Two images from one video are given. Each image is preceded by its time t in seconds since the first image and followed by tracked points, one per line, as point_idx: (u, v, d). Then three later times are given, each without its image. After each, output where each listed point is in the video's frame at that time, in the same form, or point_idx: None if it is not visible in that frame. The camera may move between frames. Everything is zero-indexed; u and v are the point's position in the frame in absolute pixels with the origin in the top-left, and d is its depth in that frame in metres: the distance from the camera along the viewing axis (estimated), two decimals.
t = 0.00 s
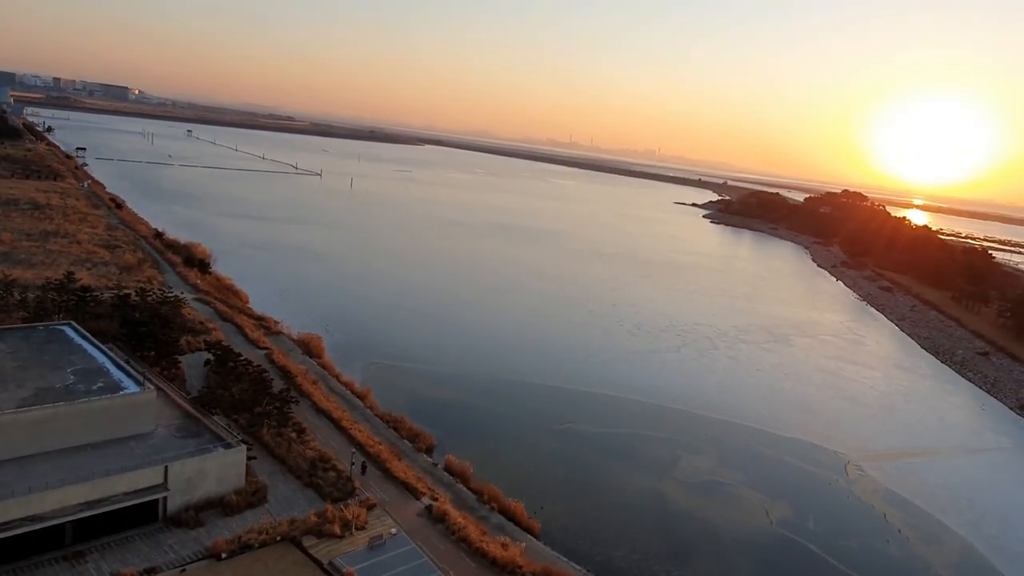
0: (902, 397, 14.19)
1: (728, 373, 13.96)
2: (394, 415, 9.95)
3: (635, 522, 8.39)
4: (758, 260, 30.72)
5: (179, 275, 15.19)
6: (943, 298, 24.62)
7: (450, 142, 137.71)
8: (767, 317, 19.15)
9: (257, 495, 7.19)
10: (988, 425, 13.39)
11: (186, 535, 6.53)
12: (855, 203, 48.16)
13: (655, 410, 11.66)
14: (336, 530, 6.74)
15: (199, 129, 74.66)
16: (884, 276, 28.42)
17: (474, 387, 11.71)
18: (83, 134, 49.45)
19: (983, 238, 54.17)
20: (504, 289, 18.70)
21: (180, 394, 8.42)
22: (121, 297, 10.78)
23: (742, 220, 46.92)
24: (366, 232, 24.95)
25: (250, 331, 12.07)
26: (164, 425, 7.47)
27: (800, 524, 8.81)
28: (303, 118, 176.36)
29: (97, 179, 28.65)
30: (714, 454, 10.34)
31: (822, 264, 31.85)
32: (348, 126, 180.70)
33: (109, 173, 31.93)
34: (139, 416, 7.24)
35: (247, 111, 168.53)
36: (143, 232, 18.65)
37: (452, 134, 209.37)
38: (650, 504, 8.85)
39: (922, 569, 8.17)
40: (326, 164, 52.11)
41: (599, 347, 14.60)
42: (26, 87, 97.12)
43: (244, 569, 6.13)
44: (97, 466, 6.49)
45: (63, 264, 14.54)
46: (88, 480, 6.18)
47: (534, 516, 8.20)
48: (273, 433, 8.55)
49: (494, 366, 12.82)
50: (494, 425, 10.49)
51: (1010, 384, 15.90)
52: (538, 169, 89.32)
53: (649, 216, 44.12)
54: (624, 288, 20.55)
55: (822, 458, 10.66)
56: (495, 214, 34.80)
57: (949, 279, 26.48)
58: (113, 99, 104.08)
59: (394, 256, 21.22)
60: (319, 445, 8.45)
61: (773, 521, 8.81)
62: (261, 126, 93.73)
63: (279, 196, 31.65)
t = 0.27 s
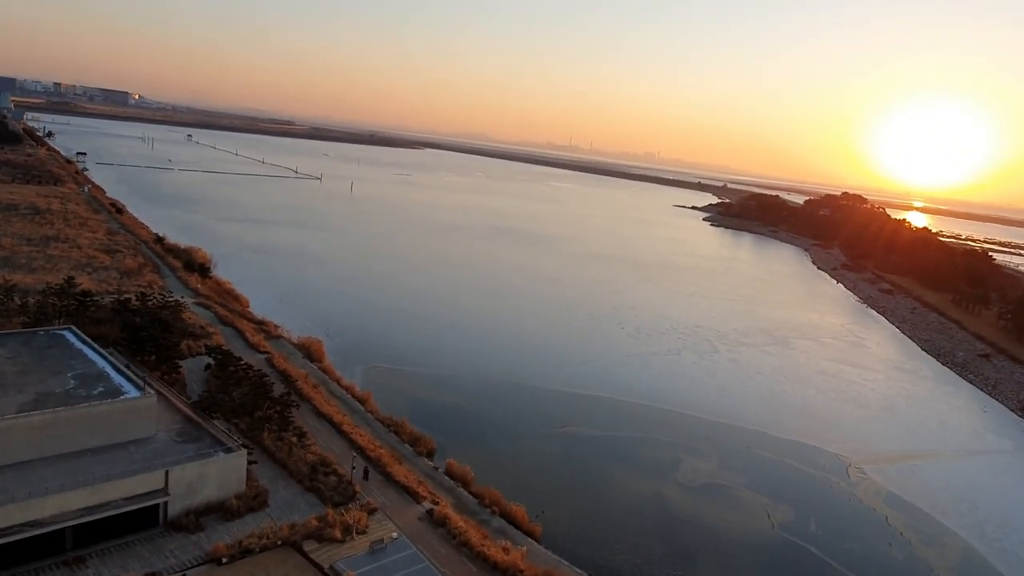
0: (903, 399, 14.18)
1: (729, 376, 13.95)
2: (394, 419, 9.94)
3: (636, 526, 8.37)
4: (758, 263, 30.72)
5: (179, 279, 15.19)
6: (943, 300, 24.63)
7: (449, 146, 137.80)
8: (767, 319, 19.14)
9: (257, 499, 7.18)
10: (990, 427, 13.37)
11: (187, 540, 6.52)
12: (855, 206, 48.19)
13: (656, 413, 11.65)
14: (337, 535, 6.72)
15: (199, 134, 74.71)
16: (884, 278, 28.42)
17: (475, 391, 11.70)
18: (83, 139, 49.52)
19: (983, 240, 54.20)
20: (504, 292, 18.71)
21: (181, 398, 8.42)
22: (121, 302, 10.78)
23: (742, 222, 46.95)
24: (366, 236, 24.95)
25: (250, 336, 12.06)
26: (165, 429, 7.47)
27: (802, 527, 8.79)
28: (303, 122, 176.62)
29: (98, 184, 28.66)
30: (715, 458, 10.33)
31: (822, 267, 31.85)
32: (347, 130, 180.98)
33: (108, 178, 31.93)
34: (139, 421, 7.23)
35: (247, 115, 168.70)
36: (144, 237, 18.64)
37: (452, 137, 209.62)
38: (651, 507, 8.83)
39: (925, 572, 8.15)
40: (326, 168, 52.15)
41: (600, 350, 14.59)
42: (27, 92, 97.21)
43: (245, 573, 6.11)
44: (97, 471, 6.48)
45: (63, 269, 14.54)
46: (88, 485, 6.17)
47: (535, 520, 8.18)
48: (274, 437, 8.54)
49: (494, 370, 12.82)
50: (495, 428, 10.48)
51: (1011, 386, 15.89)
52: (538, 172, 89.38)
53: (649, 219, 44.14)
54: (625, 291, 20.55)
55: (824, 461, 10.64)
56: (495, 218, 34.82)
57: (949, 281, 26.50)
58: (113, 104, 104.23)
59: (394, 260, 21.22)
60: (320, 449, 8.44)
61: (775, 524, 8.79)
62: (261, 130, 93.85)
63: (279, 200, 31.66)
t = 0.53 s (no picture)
0: (903, 400, 14.18)
1: (728, 377, 13.95)
2: (394, 421, 9.93)
3: (637, 528, 8.35)
4: (758, 264, 30.72)
5: (179, 281, 15.18)
6: (943, 301, 24.64)
7: (449, 148, 137.88)
8: (767, 320, 19.14)
9: (257, 502, 7.17)
10: (990, 428, 13.37)
11: (187, 543, 6.50)
12: (855, 207, 48.22)
13: (655, 414, 11.65)
14: (337, 537, 6.71)
15: (198, 136, 74.73)
16: (884, 279, 28.43)
17: (474, 392, 11.70)
18: (83, 141, 49.55)
19: (982, 241, 54.22)
20: (504, 294, 18.72)
21: (180, 400, 8.41)
22: (122, 304, 10.79)
23: (741, 223, 46.97)
24: (365, 238, 24.94)
25: (250, 338, 12.06)
26: (165, 432, 7.47)
27: (802, 528, 8.79)
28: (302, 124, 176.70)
29: (97, 187, 28.64)
30: (715, 459, 10.32)
31: (822, 268, 31.86)
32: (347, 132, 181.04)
33: (108, 180, 31.91)
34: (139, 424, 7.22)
35: (246, 118, 168.76)
36: (143, 239, 18.64)
37: (451, 139, 209.74)
38: (651, 508, 8.83)
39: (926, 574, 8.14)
40: (326, 170, 52.15)
41: (599, 351, 14.59)
42: (26, 94, 97.19)
43: None
44: (97, 473, 6.48)
45: (63, 271, 14.54)
46: (88, 487, 6.17)
47: (535, 521, 8.18)
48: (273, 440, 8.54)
49: (494, 371, 12.82)
50: (495, 430, 10.47)
51: (1011, 387, 15.88)
52: (537, 173, 89.43)
53: (648, 220, 44.15)
54: (624, 292, 20.55)
55: (824, 462, 10.63)
56: (494, 219, 34.82)
57: (948, 281, 26.51)
58: (112, 106, 104.21)
59: (394, 262, 21.23)
60: (320, 451, 8.43)
61: (776, 525, 8.78)
62: (260, 132, 93.88)
63: (279, 202, 31.67)
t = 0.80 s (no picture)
0: (903, 399, 14.16)
1: (729, 377, 13.95)
2: (394, 422, 9.92)
3: (637, 528, 8.35)
4: (757, 263, 30.71)
5: (178, 284, 15.18)
6: (943, 299, 24.63)
7: (448, 149, 137.94)
8: (767, 320, 19.13)
9: (258, 504, 7.17)
10: (991, 426, 13.36)
11: (187, 545, 6.49)
12: (854, 205, 48.25)
13: (655, 413, 11.65)
14: (338, 538, 6.71)
15: (197, 138, 74.69)
16: (883, 277, 28.43)
17: (474, 393, 11.71)
18: (82, 144, 49.52)
19: (982, 239, 54.24)
20: (503, 294, 18.71)
21: (181, 403, 8.41)
22: (121, 306, 10.79)
23: (740, 222, 46.98)
24: (364, 239, 24.93)
25: (249, 339, 12.05)
26: (165, 434, 7.46)
27: (803, 528, 8.77)
28: (301, 126, 176.66)
29: (96, 189, 28.61)
30: (715, 458, 10.32)
31: (821, 266, 31.86)
32: (345, 133, 181.00)
33: (106, 183, 31.89)
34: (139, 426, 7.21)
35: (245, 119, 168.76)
36: (143, 241, 18.62)
37: (450, 140, 209.68)
38: (651, 508, 8.82)
39: (927, 572, 8.13)
40: (324, 171, 52.13)
41: (599, 351, 14.58)
42: (24, 97, 97.16)
43: None
44: (97, 476, 6.47)
45: (62, 274, 14.53)
46: (88, 490, 6.16)
47: (535, 522, 8.17)
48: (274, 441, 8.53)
49: (494, 372, 12.81)
50: (495, 431, 10.47)
51: (1011, 385, 15.87)
52: (536, 174, 89.43)
53: (648, 220, 44.15)
54: (624, 292, 20.54)
55: (824, 461, 10.63)
56: (494, 220, 34.81)
57: (948, 280, 26.51)
58: (111, 109, 104.16)
59: (393, 263, 21.22)
60: (320, 453, 8.43)
61: (776, 525, 8.78)
62: (259, 134, 93.82)
63: (278, 204, 31.65)
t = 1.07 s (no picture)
0: (902, 396, 14.17)
1: (727, 375, 13.96)
2: (393, 423, 9.90)
3: (637, 527, 8.35)
4: (755, 261, 30.73)
5: (175, 287, 15.15)
6: (940, 295, 24.66)
7: (445, 149, 137.72)
8: (765, 318, 19.14)
9: (257, 506, 7.15)
10: (989, 422, 13.37)
11: (187, 548, 6.48)
12: (850, 203, 48.30)
13: (654, 413, 11.65)
14: (338, 540, 6.69)
15: (193, 140, 74.53)
16: (880, 275, 28.47)
17: (473, 394, 11.70)
18: (77, 147, 49.39)
19: (978, 235, 54.36)
20: (501, 295, 18.69)
21: (179, 406, 8.40)
22: (118, 310, 10.76)
23: (737, 221, 47.01)
24: (361, 241, 24.89)
25: (247, 342, 12.03)
26: (163, 437, 7.45)
27: (803, 526, 8.77)
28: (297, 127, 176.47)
29: (91, 192, 28.53)
30: (714, 457, 10.32)
31: (819, 264, 31.89)
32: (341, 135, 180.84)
33: (102, 186, 31.80)
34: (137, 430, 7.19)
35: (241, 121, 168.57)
36: (139, 245, 18.58)
37: (447, 140, 209.67)
38: (650, 507, 8.82)
39: (927, 569, 8.13)
40: (321, 173, 52.07)
41: (597, 351, 14.57)
42: (19, 101, 96.92)
43: None
44: (96, 480, 6.45)
45: (59, 278, 14.49)
46: (87, 494, 6.14)
47: (535, 522, 8.17)
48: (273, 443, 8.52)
49: (493, 372, 12.79)
50: (494, 431, 10.45)
51: (1009, 381, 15.89)
52: (533, 173, 89.42)
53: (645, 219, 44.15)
54: (621, 292, 20.54)
55: (824, 459, 10.64)
56: (491, 220, 34.79)
57: (945, 276, 26.55)
58: (107, 112, 103.96)
59: (391, 264, 21.20)
60: (319, 454, 8.41)
61: (776, 523, 8.78)
62: (255, 136, 93.67)
63: (274, 206, 31.61)
